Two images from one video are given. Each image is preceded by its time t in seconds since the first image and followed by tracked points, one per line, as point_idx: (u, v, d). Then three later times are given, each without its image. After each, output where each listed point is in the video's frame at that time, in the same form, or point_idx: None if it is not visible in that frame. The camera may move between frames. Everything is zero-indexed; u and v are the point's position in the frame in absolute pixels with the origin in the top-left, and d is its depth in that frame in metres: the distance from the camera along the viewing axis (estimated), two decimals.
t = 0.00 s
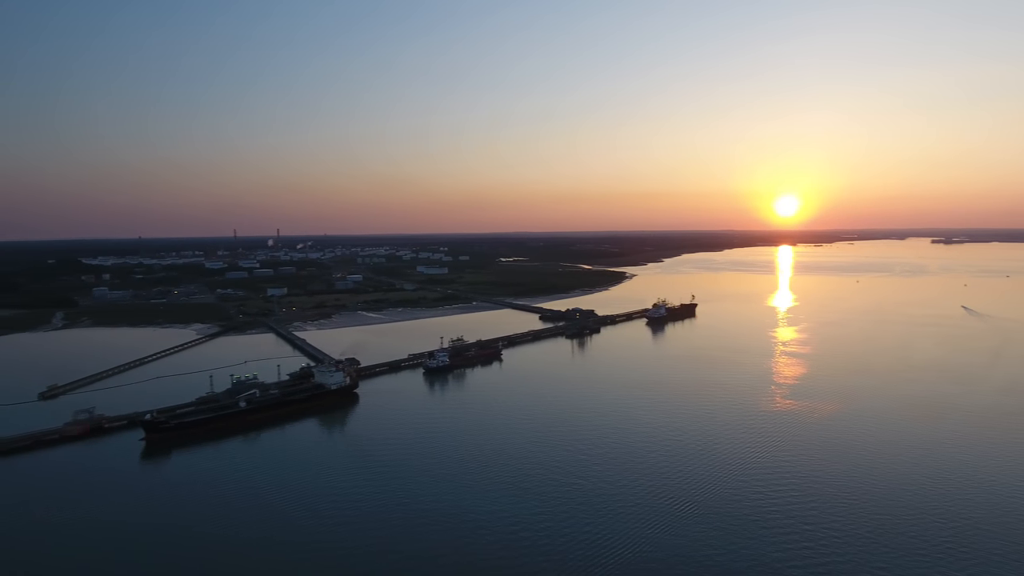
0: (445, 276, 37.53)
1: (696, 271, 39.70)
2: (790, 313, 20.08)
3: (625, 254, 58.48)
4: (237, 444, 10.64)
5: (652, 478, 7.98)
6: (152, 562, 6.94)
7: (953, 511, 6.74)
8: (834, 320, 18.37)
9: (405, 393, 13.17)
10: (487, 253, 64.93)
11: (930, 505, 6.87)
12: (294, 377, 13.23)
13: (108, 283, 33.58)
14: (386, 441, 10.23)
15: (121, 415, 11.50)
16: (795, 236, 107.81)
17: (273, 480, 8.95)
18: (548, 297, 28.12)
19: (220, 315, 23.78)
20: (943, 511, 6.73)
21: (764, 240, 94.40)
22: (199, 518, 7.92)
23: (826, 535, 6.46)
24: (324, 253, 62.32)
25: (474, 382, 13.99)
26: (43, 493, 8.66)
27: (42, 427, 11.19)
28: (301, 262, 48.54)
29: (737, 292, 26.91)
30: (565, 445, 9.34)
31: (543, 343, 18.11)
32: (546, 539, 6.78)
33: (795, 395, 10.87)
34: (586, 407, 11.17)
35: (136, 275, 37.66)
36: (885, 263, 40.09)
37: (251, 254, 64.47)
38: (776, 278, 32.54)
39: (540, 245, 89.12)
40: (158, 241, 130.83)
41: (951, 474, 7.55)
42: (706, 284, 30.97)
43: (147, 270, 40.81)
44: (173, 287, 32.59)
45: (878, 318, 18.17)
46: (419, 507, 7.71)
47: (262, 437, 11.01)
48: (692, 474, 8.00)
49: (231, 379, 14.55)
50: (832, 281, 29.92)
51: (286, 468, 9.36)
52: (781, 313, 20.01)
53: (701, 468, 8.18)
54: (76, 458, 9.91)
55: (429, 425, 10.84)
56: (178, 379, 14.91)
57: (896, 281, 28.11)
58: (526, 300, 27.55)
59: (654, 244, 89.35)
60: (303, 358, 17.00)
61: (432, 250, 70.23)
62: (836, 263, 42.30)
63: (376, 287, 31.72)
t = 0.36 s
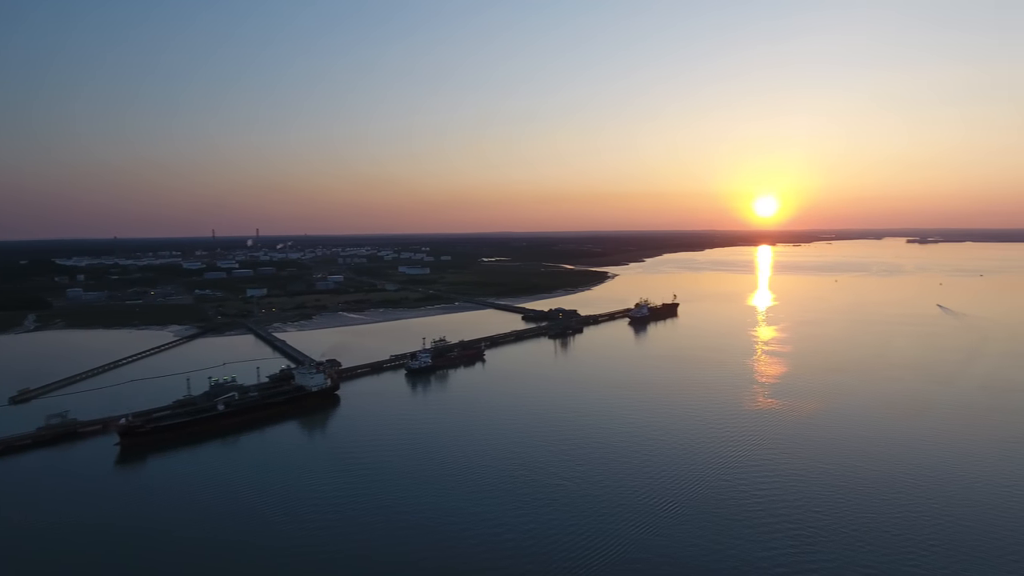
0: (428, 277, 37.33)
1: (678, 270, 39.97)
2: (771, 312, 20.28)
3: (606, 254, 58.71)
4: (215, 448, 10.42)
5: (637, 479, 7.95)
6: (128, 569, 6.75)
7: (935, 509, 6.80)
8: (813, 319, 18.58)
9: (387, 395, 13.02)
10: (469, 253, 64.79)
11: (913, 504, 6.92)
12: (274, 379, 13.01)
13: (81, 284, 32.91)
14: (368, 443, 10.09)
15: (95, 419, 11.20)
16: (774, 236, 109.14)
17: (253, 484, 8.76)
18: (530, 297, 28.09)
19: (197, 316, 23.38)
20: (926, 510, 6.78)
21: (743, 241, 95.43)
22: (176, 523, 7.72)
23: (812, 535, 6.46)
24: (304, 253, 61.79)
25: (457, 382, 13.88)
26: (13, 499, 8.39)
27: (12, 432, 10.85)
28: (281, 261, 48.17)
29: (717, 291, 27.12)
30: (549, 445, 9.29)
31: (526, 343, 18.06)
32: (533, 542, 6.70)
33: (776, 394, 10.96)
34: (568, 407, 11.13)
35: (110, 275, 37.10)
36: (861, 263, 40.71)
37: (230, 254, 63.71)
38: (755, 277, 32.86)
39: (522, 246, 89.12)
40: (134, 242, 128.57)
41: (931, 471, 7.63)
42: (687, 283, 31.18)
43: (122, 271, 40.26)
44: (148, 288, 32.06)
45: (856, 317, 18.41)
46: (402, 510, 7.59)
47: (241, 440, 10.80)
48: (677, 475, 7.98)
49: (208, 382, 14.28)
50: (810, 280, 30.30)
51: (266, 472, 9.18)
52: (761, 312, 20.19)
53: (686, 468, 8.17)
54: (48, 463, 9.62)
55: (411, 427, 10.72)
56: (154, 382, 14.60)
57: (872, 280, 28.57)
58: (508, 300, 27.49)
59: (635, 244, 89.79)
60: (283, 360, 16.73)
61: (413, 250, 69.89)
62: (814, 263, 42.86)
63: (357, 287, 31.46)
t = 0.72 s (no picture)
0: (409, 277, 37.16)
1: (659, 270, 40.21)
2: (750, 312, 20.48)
3: (587, 254, 58.89)
4: (191, 452, 10.20)
5: (621, 480, 7.93)
6: None
7: (913, 508, 6.87)
8: (792, 318, 18.76)
9: (368, 396, 12.87)
10: (451, 252, 64.63)
11: (893, 502, 6.99)
12: (252, 381, 12.80)
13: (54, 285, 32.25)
14: (349, 446, 9.95)
15: (67, 424, 10.91)
16: (752, 236, 110.45)
17: (231, 489, 8.58)
18: (512, 297, 28.04)
19: (174, 317, 22.97)
20: (905, 508, 6.86)
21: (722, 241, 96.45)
22: (151, 529, 7.53)
23: (794, 534, 6.51)
24: (284, 252, 61.23)
25: (439, 384, 13.77)
26: None
27: None
28: (260, 261, 47.75)
29: (698, 291, 27.32)
30: (532, 446, 9.25)
31: (508, 343, 18.01)
32: (517, 545, 6.64)
33: (757, 393, 11.04)
34: (550, 408, 11.10)
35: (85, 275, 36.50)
36: (838, 262, 41.30)
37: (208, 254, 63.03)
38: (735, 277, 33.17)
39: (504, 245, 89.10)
40: (108, 242, 126.14)
41: (908, 470, 7.74)
42: (668, 283, 31.37)
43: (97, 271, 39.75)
44: (124, 288, 31.57)
45: (834, 317, 18.64)
46: (385, 514, 7.48)
47: (218, 444, 10.58)
48: (661, 475, 7.99)
49: (185, 384, 14.00)
50: (789, 279, 30.65)
51: (244, 476, 9.00)
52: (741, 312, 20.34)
53: (669, 468, 8.19)
54: (18, 469, 9.35)
55: (392, 429, 10.60)
56: (129, 385, 14.28)
57: (849, 280, 28.98)
58: (490, 300, 27.41)
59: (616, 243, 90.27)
60: (262, 362, 16.49)
61: (394, 250, 69.52)
62: (792, 262, 43.40)
63: (338, 288, 31.21)
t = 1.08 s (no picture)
0: (390, 277, 36.91)
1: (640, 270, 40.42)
2: (731, 311, 20.63)
3: (569, 254, 59.09)
4: (166, 457, 9.97)
5: (605, 480, 7.91)
6: None
7: (892, 504, 6.95)
8: (772, 317, 18.95)
9: (349, 398, 12.71)
10: (432, 253, 64.37)
11: (873, 500, 7.05)
12: (230, 384, 12.56)
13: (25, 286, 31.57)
14: (329, 448, 9.80)
15: (38, 429, 10.60)
16: (731, 236, 111.66)
17: (208, 493, 8.40)
18: (494, 297, 27.96)
19: (150, 318, 22.54)
20: (886, 506, 6.92)
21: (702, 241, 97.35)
22: (125, 536, 7.33)
23: (777, 532, 6.53)
24: (263, 253, 60.67)
25: (420, 385, 13.65)
26: None
27: None
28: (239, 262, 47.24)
29: (678, 291, 27.50)
30: (515, 447, 9.19)
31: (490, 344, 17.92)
32: (500, 548, 6.58)
33: (739, 392, 11.11)
34: (532, 408, 11.05)
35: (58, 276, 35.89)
36: (816, 262, 41.84)
37: (185, 254, 62.12)
38: (715, 277, 33.44)
39: (486, 245, 88.98)
40: (83, 241, 124.42)
41: (888, 467, 7.82)
42: (649, 283, 31.53)
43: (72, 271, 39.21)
44: (99, 288, 31.08)
45: (812, 315, 18.86)
46: (366, 518, 7.36)
47: (194, 448, 10.36)
48: (644, 475, 7.99)
49: (160, 387, 13.71)
50: (768, 279, 30.98)
51: (222, 481, 8.82)
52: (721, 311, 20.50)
53: (652, 467, 8.19)
54: None
55: (373, 431, 10.46)
56: (103, 388, 13.95)
57: (826, 279, 29.38)
58: (472, 300, 27.33)
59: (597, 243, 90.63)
60: (240, 364, 16.23)
61: (375, 250, 69.05)
62: (770, 262, 43.90)
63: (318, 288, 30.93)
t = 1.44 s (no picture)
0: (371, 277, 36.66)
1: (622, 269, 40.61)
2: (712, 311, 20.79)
3: (551, 254, 59.16)
4: (142, 462, 9.74)
5: (588, 480, 7.92)
6: None
7: (872, 502, 7.03)
8: (752, 317, 19.12)
9: (330, 400, 12.55)
10: (413, 252, 64.00)
11: (853, 498, 7.12)
12: (208, 387, 12.33)
13: None
14: (309, 451, 9.66)
15: (7, 434, 10.29)
16: (711, 236, 112.72)
17: (186, 498, 8.22)
18: (476, 298, 27.87)
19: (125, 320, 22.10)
20: (866, 504, 6.99)
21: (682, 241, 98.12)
22: (99, 544, 7.14)
23: (759, 531, 6.56)
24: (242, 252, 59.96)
25: (402, 386, 13.53)
26: None
27: None
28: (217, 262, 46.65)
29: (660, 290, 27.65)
30: (499, 449, 9.14)
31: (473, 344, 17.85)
32: (484, 551, 6.52)
33: (720, 391, 11.19)
34: (515, 409, 11.00)
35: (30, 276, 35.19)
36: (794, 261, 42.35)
37: (161, 254, 61.10)
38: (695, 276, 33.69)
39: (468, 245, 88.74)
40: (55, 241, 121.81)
41: (867, 465, 7.91)
42: (631, 283, 31.69)
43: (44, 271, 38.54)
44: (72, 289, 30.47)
45: (791, 315, 19.08)
46: (347, 522, 7.26)
47: (171, 452, 10.13)
48: (628, 475, 7.99)
49: (136, 390, 13.42)
50: (748, 278, 31.28)
51: (199, 485, 8.65)
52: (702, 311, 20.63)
53: (636, 467, 8.19)
54: None
55: (354, 433, 10.34)
56: (75, 391, 13.62)
57: (805, 278, 29.75)
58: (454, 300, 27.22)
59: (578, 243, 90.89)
60: (218, 366, 15.96)
61: (356, 249, 68.63)
62: (750, 262, 44.36)
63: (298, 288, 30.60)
